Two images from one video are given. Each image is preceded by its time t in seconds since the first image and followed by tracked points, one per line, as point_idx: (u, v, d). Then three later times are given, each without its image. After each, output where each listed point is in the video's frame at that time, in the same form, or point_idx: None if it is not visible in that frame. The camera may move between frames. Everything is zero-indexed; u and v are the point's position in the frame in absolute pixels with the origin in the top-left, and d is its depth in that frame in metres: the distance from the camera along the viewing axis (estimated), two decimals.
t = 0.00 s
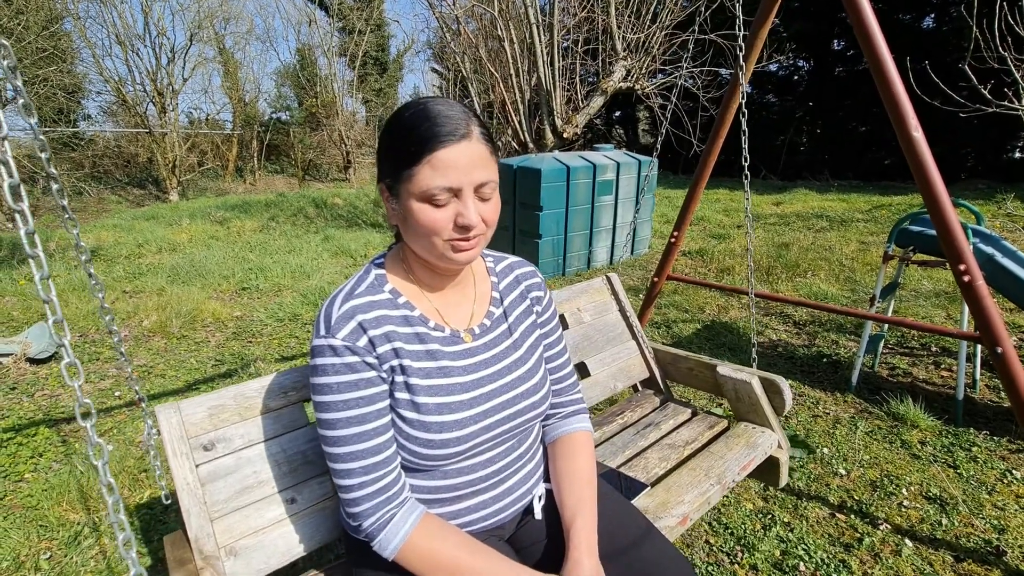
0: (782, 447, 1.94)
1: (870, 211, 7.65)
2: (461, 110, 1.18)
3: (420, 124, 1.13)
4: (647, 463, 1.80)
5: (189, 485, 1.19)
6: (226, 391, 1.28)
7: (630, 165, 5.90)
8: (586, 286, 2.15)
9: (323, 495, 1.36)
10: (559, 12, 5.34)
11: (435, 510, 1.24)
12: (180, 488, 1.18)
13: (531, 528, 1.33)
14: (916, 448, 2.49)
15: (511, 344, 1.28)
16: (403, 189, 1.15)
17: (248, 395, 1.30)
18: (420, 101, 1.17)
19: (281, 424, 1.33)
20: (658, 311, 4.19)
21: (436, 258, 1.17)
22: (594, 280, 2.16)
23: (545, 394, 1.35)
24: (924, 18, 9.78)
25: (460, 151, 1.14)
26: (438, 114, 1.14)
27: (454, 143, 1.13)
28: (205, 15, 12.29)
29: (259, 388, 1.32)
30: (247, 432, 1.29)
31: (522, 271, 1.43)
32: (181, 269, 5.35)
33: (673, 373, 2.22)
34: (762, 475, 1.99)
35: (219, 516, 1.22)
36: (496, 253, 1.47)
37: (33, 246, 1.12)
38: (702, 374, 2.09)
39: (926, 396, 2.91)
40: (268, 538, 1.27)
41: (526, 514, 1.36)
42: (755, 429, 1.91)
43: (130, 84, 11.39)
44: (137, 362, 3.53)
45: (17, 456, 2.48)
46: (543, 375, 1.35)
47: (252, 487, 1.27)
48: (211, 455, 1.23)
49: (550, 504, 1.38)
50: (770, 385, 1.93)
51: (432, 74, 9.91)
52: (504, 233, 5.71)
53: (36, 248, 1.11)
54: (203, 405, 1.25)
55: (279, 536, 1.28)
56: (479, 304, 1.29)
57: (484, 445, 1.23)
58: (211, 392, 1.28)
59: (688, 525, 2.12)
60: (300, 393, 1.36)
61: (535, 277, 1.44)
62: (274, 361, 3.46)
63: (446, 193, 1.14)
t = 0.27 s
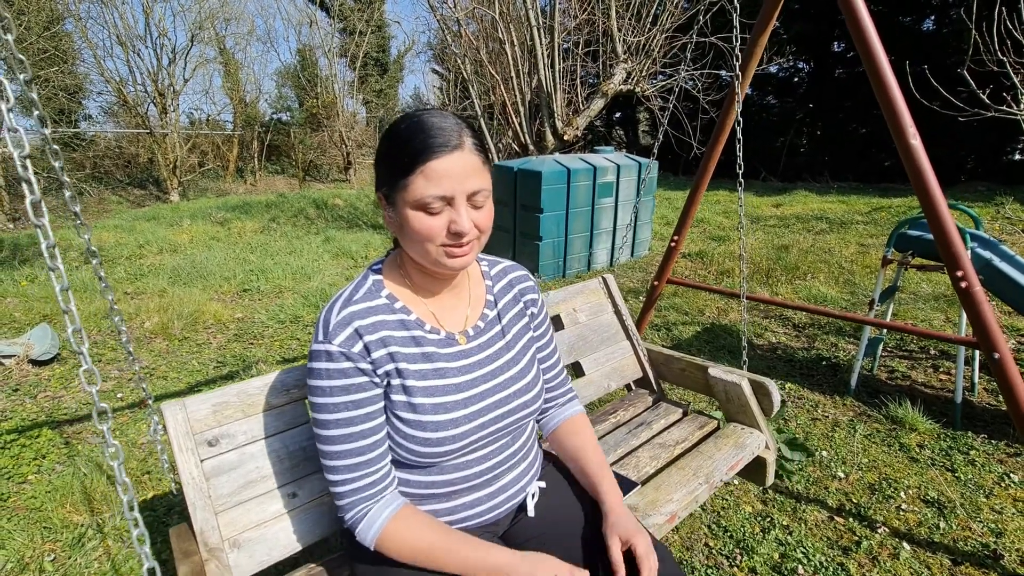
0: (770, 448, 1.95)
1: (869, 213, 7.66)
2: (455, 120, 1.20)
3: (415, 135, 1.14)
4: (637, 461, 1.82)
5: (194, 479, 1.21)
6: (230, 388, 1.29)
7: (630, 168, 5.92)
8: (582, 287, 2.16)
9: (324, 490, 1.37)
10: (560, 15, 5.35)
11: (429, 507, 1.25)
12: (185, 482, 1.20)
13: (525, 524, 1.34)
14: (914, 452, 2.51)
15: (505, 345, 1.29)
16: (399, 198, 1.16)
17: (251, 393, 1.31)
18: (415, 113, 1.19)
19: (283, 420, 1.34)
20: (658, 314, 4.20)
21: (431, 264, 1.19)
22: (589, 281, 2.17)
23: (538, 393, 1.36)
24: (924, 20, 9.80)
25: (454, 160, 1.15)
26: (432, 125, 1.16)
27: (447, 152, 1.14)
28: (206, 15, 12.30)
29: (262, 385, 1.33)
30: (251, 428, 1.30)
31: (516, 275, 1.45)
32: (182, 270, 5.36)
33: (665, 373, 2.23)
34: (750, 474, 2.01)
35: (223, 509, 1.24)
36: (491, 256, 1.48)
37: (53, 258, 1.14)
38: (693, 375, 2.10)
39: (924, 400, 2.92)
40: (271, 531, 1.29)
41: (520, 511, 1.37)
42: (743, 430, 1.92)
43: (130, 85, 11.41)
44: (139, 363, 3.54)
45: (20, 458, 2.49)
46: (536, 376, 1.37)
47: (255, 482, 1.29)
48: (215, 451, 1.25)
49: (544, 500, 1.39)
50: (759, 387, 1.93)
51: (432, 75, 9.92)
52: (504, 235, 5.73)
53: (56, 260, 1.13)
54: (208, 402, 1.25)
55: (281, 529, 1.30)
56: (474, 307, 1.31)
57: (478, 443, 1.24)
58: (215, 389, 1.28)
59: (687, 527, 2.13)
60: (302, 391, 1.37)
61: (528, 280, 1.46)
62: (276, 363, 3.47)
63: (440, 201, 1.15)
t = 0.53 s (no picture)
0: (767, 448, 1.96)
1: (871, 215, 7.67)
2: (462, 128, 1.19)
3: (422, 144, 1.14)
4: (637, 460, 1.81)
5: (202, 473, 1.21)
6: (237, 384, 1.29)
7: (632, 169, 5.93)
8: (583, 287, 2.16)
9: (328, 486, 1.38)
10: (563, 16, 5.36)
11: (434, 504, 1.24)
12: (193, 475, 1.21)
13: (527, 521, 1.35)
14: (917, 455, 2.51)
15: (508, 346, 1.31)
16: (406, 205, 1.17)
17: (258, 388, 1.31)
18: (422, 119, 1.18)
19: (289, 416, 1.35)
20: (660, 315, 4.21)
21: (436, 269, 1.20)
22: (591, 281, 2.18)
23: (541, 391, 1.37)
24: (926, 23, 9.81)
25: (461, 169, 1.15)
26: (439, 133, 1.15)
27: (454, 161, 1.14)
28: (209, 15, 12.33)
29: (268, 381, 1.33)
30: (257, 423, 1.30)
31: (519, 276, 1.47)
32: (184, 269, 5.37)
33: (665, 373, 2.23)
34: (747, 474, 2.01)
35: (230, 503, 1.25)
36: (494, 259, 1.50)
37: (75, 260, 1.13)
38: (692, 375, 2.10)
39: (927, 402, 2.92)
40: (276, 524, 1.30)
41: (521, 508, 1.37)
42: (741, 430, 1.93)
43: (133, 84, 11.43)
44: (142, 363, 3.55)
45: (24, 457, 2.50)
46: (539, 374, 1.38)
47: (261, 476, 1.29)
48: (222, 445, 1.25)
49: (546, 499, 1.38)
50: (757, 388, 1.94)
51: (434, 75, 9.94)
52: (507, 236, 5.73)
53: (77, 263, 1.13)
54: (215, 397, 1.25)
55: (287, 523, 1.31)
56: (479, 307, 1.33)
57: (483, 440, 1.25)
58: (222, 384, 1.28)
59: (689, 529, 2.13)
60: (308, 386, 1.38)
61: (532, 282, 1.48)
62: (279, 362, 3.48)
63: (446, 210, 1.16)
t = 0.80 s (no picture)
0: (771, 451, 1.95)
1: (873, 219, 7.66)
2: (466, 126, 1.19)
3: (427, 143, 1.14)
4: (640, 461, 1.81)
5: (205, 471, 1.21)
6: (240, 382, 1.30)
7: (635, 170, 5.93)
8: (587, 288, 2.16)
9: (331, 485, 1.38)
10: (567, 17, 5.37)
11: (440, 503, 1.24)
12: (196, 473, 1.20)
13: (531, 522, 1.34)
14: (919, 459, 2.50)
15: (516, 345, 1.32)
16: (411, 204, 1.17)
17: (262, 386, 1.32)
18: (426, 118, 1.18)
19: (292, 415, 1.35)
20: (663, 317, 4.21)
21: (442, 268, 1.20)
22: (594, 282, 2.17)
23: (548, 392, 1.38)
24: (930, 27, 9.80)
25: (465, 168, 1.15)
26: (443, 132, 1.15)
27: (458, 160, 1.14)
28: (213, 14, 12.35)
29: (272, 380, 1.34)
30: (261, 422, 1.30)
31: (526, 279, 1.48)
32: (186, 267, 5.38)
33: (668, 375, 2.23)
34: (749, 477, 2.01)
35: (233, 502, 1.25)
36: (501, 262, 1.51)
37: (84, 256, 1.12)
38: (695, 377, 2.10)
39: (929, 407, 2.91)
40: (279, 524, 1.29)
41: (525, 509, 1.37)
42: (744, 433, 1.92)
43: (137, 82, 11.46)
44: (144, 360, 3.55)
45: (26, 452, 2.50)
46: (545, 375, 1.39)
47: (264, 475, 1.29)
48: (225, 444, 1.25)
49: (550, 500, 1.38)
50: (761, 391, 1.93)
51: (438, 75, 9.95)
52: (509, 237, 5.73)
53: (88, 258, 1.12)
54: (219, 395, 1.26)
55: (289, 523, 1.31)
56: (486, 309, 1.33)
57: (491, 440, 1.26)
58: (225, 383, 1.29)
59: (691, 531, 2.13)
60: (311, 386, 1.38)
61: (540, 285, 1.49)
62: (281, 361, 3.49)
63: (451, 209, 1.15)
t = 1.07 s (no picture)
0: (778, 458, 1.95)
1: (874, 222, 7.66)
2: (479, 125, 1.20)
3: (437, 136, 1.16)
4: (645, 470, 1.81)
5: (206, 480, 1.21)
6: (242, 390, 1.30)
7: (635, 173, 5.93)
8: (590, 294, 2.17)
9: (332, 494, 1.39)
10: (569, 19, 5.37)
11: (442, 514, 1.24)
12: (197, 483, 1.21)
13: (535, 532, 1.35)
14: (919, 464, 2.50)
15: (523, 354, 1.30)
16: (419, 199, 1.18)
17: (263, 395, 1.32)
18: (440, 117, 1.21)
19: (294, 423, 1.35)
20: (663, 320, 4.21)
21: (448, 267, 1.19)
22: (598, 288, 2.18)
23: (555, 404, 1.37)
24: (932, 30, 9.80)
25: (473, 162, 1.15)
26: (454, 127, 1.17)
27: (467, 153, 1.15)
28: (216, 14, 12.38)
29: (273, 388, 1.34)
30: (262, 430, 1.31)
31: (537, 283, 1.45)
32: (188, 267, 5.39)
33: (673, 382, 2.23)
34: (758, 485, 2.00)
35: (233, 511, 1.25)
36: (513, 264, 1.48)
37: (84, 261, 1.12)
38: (700, 383, 2.10)
39: (929, 411, 2.91)
40: (279, 534, 1.30)
41: (530, 519, 1.38)
42: (751, 440, 1.92)
43: (139, 82, 11.48)
44: (145, 360, 3.56)
45: (27, 452, 2.51)
46: (552, 384, 1.37)
47: (265, 484, 1.30)
48: (226, 453, 1.25)
49: (554, 510, 1.40)
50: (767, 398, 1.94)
51: (439, 76, 9.96)
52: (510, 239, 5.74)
53: (87, 263, 1.12)
54: (220, 404, 1.26)
55: (290, 533, 1.31)
56: (494, 316, 1.31)
57: (494, 452, 1.24)
58: (226, 391, 1.29)
59: (690, 535, 2.14)
60: (312, 394, 1.38)
61: (550, 290, 1.47)
62: (281, 361, 3.49)
63: (458, 202, 1.15)
